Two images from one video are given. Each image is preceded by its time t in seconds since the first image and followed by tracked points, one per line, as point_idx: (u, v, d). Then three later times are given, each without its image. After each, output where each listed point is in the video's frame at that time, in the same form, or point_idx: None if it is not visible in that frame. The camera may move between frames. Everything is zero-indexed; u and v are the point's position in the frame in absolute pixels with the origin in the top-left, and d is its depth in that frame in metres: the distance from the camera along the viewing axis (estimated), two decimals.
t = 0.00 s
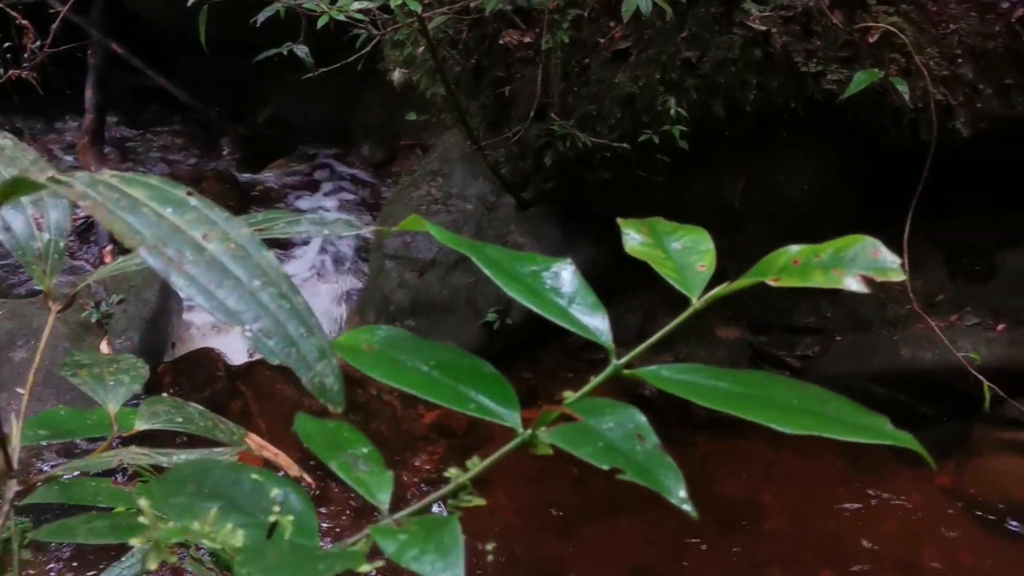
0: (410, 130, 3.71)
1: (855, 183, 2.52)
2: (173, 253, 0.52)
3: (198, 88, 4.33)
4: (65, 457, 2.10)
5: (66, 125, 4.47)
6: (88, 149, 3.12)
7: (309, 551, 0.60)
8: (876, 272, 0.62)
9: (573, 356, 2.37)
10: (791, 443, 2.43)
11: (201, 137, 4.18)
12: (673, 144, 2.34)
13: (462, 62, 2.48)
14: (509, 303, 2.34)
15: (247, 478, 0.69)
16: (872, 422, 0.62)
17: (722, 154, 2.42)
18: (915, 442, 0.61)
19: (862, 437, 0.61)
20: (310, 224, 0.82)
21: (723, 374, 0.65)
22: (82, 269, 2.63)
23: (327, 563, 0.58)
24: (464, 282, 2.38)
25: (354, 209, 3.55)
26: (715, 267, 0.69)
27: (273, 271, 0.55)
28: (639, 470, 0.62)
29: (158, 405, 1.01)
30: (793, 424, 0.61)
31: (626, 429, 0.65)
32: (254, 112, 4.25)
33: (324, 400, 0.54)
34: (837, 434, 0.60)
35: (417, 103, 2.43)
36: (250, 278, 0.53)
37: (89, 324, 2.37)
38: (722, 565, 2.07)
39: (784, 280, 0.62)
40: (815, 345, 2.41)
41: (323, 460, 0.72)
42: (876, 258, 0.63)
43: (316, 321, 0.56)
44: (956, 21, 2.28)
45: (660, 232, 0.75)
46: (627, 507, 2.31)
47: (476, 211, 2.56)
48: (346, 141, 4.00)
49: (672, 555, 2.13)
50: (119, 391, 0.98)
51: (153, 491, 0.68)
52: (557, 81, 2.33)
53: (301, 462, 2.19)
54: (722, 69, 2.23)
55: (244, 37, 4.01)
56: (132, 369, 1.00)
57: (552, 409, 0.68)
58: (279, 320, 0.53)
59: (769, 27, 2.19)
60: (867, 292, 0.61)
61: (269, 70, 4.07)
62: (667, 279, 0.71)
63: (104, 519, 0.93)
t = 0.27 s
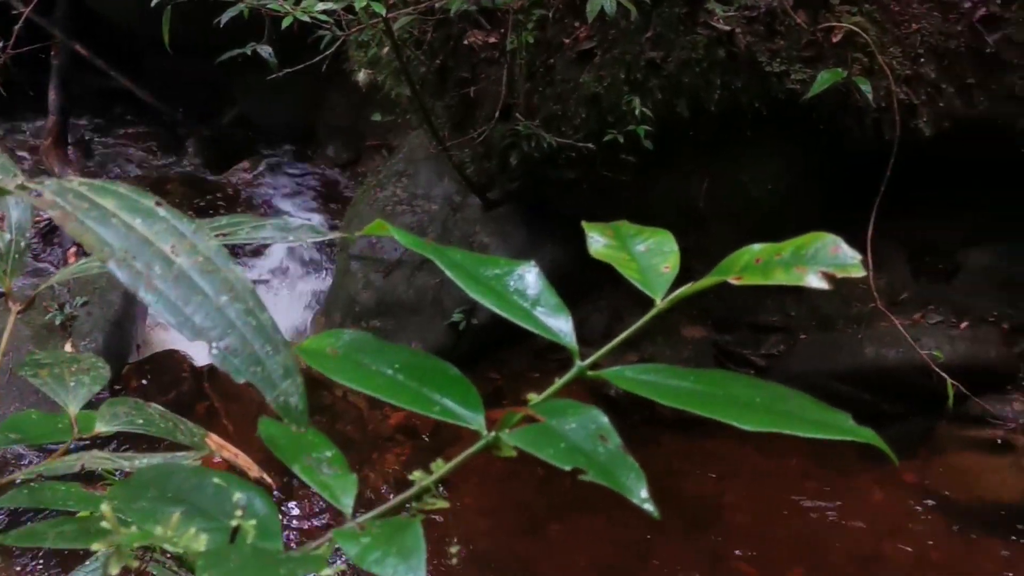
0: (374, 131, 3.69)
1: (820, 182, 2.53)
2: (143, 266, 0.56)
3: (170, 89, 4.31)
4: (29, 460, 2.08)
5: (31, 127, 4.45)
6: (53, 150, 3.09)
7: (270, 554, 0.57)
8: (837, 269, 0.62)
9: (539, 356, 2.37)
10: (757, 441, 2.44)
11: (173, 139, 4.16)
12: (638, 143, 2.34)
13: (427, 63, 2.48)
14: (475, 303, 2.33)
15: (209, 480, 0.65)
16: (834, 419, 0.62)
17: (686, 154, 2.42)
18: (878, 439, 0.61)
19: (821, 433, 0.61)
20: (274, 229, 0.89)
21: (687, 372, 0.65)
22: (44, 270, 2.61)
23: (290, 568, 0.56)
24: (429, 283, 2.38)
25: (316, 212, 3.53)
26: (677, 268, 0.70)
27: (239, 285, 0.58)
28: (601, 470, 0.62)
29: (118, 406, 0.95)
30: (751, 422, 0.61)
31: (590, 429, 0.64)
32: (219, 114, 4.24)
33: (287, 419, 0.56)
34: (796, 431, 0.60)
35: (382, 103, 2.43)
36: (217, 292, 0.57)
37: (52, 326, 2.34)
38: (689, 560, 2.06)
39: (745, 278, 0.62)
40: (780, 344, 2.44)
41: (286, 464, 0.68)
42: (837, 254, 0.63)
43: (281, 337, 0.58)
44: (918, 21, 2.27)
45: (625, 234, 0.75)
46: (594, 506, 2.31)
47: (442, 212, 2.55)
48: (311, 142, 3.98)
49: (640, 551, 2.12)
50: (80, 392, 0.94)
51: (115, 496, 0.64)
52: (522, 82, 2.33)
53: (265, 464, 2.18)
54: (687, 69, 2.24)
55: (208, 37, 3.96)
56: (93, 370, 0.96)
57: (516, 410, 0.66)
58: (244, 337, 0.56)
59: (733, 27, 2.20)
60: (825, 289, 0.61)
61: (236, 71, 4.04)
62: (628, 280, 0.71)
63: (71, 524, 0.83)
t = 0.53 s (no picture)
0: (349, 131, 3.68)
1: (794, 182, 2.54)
2: (117, 263, 0.57)
3: (151, 89, 4.29)
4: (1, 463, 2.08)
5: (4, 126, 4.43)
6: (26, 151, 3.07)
7: (245, 558, 0.54)
8: (820, 279, 0.63)
9: (515, 356, 2.38)
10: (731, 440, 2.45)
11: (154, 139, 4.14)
12: (612, 143, 2.34)
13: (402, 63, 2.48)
14: (450, 303, 2.33)
15: (188, 484, 0.65)
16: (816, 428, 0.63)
17: (660, 155, 2.43)
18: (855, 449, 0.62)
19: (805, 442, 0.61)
20: (248, 229, 0.86)
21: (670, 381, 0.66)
22: (17, 272, 2.61)
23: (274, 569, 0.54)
24: (404, 284, 2.38)
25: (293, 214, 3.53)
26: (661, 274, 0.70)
27: (213, 281, 0.59)
28: (580, 480, 0.63)
29: (95, 410, 0.90)
30: (734, 430, 0.61)
31: (570, 437, 0.65)
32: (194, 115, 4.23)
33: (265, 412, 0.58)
34: (778, 439, 0.61)
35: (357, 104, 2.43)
36: (192, 289, 0.58)
37: (25, 327, 2.36)
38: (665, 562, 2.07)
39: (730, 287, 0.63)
40: (755, 344, 2.46)
41: (265, 470, 0.69)
42: (819, 264, 0.64)
43: (256, 331, 0.60)
44: (891, 22, 2.28)
45: (608, 240, 0.76)
46: (569, 505, 2.32)
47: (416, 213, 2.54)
48: (286, 143, 3.95)
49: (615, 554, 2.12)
50: (56, 395, 0.91)
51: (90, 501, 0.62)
52: (496, 82, 2.33)
53: (238, 465, 2.17)
54: (661, 69, 2.24)
55: (180, 37, 3.88)
56: (70, 373, 0.94)
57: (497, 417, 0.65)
58: (220, 331, 0.57)
59: (707, 28, 2.21)
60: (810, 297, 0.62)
61: (209, 71, 3.95)
62: (612, 285, 0.72)
63: (49, 526, 0.74)
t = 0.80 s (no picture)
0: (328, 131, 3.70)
1: (773, 180, 2.54)
2: (86, 264, 0.51)
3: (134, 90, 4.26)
4: None
5: None
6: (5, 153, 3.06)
7: (223, 556, 0.53)
8: (797, 274, 0.62)
9: (496, 355, 2.39)
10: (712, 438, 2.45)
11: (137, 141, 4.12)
12: (592, 143, 2.34)
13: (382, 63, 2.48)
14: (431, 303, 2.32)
15: (166, 485, 0.61)
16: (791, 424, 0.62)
17: (641, 156, 2.43)
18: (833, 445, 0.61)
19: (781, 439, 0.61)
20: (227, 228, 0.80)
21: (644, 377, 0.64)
22: None
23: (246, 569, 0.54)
24: (385, 284, 2.37)
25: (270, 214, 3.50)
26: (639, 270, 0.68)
27: (186, 282, 0.54)
28: (556, 475, 0.62)
29: (77, 413, 0.87)
30: (710, 426, 0.61)
31: (547, 435, 0.64)
32: (173, 116, 4.24)
33: (235, 416, 0.53)
34: (754, 437, 0.60)
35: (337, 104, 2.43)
36: (163, 291, 0.52)
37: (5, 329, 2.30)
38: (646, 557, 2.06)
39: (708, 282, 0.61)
40: (735, 342, 2.45)
41: (242, 469, 0.67)
42: (796, 260, 0.63)
43: (229, 336, 0.54)
44: (870, 21, 2.29)
45: (587, 238, 0.74)
46: (551, 503, 2.33)
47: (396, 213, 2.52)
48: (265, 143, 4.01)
49: (598, 550, 2.11)
50: (38, 400, 0.82)
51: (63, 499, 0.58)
52: (476, 82, 2.33)
53: (218, 466, 2.17)
54: (641, 69, 2.24)
55: (156, 39, 3.99)
56: (50, 378, 0.85)
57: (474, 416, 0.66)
58: (190, 334, 0.52)
59: (686, 27, 2.21)
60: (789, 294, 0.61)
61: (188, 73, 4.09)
62: (590, 281, 0.70)
63: (25, 527, 0.68)
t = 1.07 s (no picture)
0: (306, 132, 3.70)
1: (747, 180, 2.53)
2: (63, 264, 0.52)
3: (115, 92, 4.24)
4: None
5: None
6: None
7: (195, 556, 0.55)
8: (762, 269, 0.64)
9: (473, 354, 2.40)
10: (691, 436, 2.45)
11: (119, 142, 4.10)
12: (568, 142, 2.34)
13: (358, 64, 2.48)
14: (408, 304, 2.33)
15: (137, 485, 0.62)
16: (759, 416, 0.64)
17: (618, 154, 2.43)
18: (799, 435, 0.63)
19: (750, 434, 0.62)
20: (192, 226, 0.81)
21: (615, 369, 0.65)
22: None
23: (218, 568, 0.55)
24: (363, 284, 2.38)
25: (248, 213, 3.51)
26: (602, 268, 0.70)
27: (162, 281, 0.55)
28: (530, 468, 0.62)
29: (47, 413, 0.83)
30: (683, 420, 0.61)
31: (518, 428, 0.64)
32: (149, 117, 4.22)
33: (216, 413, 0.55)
34: (725, 430, 0.61)
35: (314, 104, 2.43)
36: (142, 289, 0.53)
37: None
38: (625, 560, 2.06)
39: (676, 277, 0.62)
40: (713, 340, 2.45)
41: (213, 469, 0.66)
42: (760, 255, 0.65)
43: (208, 332, 0.56)
44: (846, 18, 2.30)
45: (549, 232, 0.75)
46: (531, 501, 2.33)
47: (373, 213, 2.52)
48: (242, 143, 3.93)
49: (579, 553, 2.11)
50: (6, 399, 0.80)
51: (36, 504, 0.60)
52: (453, 82, 2.33)
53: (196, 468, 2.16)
54: (617, 68, 2.25)
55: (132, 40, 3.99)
56: (19, 377, 0.83)
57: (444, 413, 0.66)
58: (171, 332, 0.53)
59: (662, 26, 2.22)
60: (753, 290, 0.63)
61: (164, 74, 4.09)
62: (555, 278, 0.72)
63: None
